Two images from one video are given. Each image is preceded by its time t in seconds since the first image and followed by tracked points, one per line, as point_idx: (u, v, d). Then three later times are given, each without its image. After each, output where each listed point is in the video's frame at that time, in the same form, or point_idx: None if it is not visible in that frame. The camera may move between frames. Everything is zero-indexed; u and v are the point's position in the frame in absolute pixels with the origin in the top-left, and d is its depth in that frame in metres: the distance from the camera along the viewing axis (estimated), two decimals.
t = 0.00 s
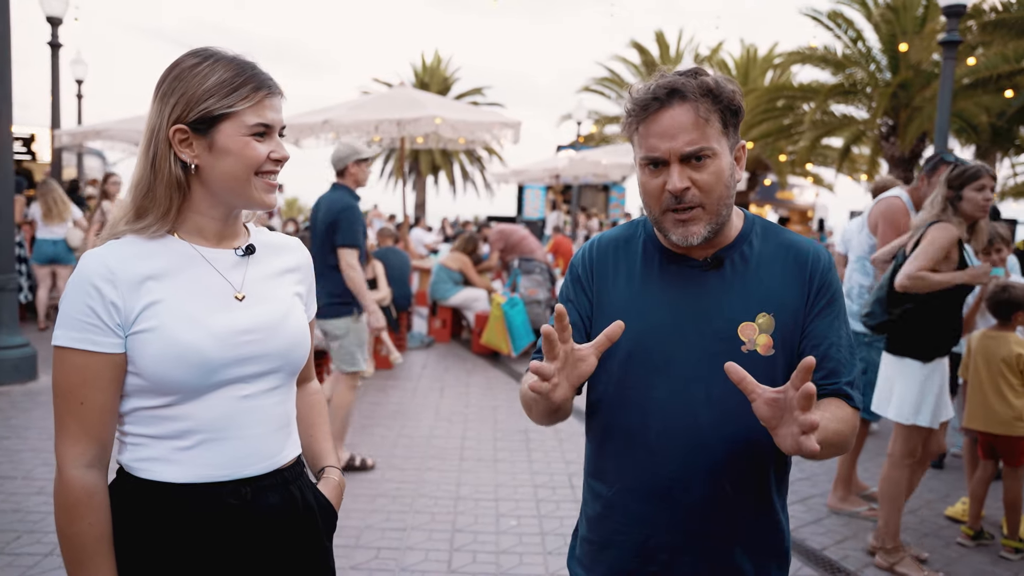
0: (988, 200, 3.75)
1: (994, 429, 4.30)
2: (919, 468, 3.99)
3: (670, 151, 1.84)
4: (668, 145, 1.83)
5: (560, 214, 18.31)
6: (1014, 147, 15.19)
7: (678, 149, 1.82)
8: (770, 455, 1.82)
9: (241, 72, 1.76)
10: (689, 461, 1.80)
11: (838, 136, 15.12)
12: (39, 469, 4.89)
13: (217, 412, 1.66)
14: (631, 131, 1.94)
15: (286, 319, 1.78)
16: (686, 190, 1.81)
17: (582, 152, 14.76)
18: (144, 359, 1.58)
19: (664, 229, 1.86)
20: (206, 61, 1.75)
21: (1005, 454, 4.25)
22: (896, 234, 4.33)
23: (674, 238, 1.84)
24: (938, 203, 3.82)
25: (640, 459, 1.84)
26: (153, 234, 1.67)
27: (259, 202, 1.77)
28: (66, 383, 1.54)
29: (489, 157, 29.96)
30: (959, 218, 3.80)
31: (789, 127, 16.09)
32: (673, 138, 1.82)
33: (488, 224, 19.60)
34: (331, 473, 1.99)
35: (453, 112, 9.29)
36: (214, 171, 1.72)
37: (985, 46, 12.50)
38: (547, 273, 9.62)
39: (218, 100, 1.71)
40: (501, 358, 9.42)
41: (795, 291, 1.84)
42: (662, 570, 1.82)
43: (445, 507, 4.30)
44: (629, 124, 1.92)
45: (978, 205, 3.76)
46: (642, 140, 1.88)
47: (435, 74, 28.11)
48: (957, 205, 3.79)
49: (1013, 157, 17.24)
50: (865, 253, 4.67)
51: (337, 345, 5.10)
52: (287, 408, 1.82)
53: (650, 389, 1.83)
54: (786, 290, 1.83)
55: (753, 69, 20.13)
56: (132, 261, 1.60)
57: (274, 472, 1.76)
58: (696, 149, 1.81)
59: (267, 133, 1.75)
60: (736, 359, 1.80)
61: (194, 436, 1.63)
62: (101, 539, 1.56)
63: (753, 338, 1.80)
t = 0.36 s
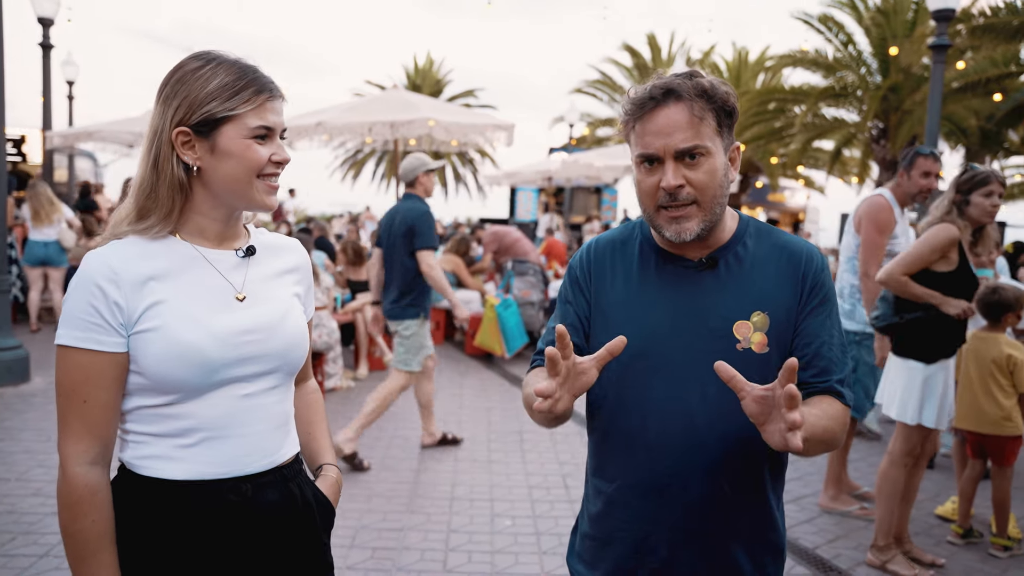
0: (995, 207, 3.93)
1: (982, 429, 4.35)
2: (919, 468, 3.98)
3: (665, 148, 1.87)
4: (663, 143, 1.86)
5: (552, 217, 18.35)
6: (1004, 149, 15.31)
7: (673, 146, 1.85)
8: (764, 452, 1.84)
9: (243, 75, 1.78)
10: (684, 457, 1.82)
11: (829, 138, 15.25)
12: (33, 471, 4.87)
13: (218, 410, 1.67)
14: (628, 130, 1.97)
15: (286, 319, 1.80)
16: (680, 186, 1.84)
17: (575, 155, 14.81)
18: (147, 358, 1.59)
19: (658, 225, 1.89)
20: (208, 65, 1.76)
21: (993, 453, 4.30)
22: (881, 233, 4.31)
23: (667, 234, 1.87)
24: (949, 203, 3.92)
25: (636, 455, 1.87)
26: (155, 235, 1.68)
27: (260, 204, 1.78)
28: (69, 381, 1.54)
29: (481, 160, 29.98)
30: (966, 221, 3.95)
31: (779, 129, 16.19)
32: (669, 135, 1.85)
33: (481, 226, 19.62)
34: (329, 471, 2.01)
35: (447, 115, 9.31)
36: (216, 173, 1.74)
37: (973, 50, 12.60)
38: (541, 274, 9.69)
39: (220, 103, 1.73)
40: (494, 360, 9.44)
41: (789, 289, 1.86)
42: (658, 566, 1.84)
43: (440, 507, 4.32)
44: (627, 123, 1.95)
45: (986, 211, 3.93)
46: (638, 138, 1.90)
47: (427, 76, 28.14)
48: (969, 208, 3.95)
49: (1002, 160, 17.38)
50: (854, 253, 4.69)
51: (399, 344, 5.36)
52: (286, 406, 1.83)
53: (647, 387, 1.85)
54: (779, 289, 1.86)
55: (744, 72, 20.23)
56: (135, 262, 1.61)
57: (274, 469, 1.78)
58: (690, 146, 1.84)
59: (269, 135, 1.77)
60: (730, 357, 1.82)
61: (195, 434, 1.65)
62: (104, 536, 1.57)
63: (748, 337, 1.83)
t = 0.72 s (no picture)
0: (997, 213, 3.97)
1: (976, 429, 4.38)
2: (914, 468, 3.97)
3: (663, 142, 1.90)
4: (660, 136, 1.89)
5: (548, 219, 18.37)
6: (997, 152, 15.37)
7: (669, 139, 1.87)
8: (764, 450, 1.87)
9: (250, 80, 1.80)
10: (686, 456, 1.84)
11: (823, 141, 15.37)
12: (30, 473, 4.86)
13: (227, 411, 1.68)
14: (632, 127, 2.00)
15: (291, 320, 1.81)
16: (674, 178, 1.87)
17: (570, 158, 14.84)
18: (157, 361, 1.60)
19: (653, 218, 1.91)
20: (216, 68, 1.78)
21: (987, 454, 4.33)
22: (873, 233, 4.30)
23: (661, 226, 1.89)
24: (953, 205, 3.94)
25: (637, 454, 1.88)
26: (162, 237, 1.69)
27: (266, 206, 1.80)
28: (80, 384, 1.55)
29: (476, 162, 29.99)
30: (967, 224, 3.98)
31: (774, 132, 16.24)
32: (666, 128, 1.88)
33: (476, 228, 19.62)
34: (330, 468, 2.02)
35: (443, 117, 9.33)
36: (223, 176, 1.75)
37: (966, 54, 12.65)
38: (537, 277, 9.76)
39: (227, 106, 1.74)
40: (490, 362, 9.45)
41: (789, 289, 1.88)
42: (662, 564, 1.85)
43: (438, 509, 4.32)
44: (631, 120, 1.99)
45: (987, 216, 3.97)
46: (639, 133, 1.94)
47: (423, 79, 28.16)
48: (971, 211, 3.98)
49: (994, 164, 17.45)
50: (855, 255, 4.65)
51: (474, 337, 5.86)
52: (291, 407, 1.85)
53: (648, 385, 1.87)
54: (779, 288, 1.87)
55: (739, 75, 20.30)
56: (144, 265, 1.61)
57: (281, 468, 1.79)
58: (685, 139, 1.86)
59: (274, 139, 1.78)
60: (731, 356, 1.83)
61: (204, 435, 1.65)
62: (119, 537, 1.58)
63: (748, 335, 1.84)
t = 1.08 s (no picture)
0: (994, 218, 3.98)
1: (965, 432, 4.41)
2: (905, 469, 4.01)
3: (655, 136, 1.92)
4: (652, 130, 1.91)
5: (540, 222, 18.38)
6: (986, 155, 15.45)
7: (660, 132, 1.90)
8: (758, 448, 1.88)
9: (243, 82, 1.79)
10: (679, 456, 1.85)
11: (815, 144, 15.51)
12: (20, 477, 4.83)
13: (221, 414, 1.67)
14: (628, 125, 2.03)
15: (287, 323, 1.81)
16: (664, 171, 1.88)
17: (563, 161, 14.86)
18: (150, 363, 1.59)
19: (645, 213, 1.93)
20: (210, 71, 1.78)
21: (976, 455, 4.36)
22: (876, 241, 4.29)
23: (652, 220, 1.90)
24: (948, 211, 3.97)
25: (632, 454, 1.89)
26: (157, 240, 1.69)
27: (261, 208, 1.79)
28: (73, 387, 1.55)
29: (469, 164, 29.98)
30: (963, 229, 4.01)
31: (765, 135, 16.30)
32: (658, 122, 1.91)
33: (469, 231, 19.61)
34: (328, 473, 2.01)
35: (436, 120, 9.33)
36: (217, 179, 1.75)
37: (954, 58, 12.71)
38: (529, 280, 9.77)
39: (221, 107, 1.74)
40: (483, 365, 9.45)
41: (783, 288, 1.89)
42: (655, 567, 1.86)
43: (431, 512, 4.32)
44: (628, 118, 2.02)
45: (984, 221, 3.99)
46: (633, 129, 1.97)
47: (415, 81, 28.16)
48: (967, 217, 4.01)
49: (983, 167, 17.54)
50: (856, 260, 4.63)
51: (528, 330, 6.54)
52: (287, 410, 1.84)
53: (642, 383, 1.88)
54: (773, 287, 1.89)
55: (730, 78, 20.39)
56: (137, 268, 1.61)
57: (277, 472, 1.78)
58: (677, 132, 1.88)
59: (268, 140, 1.78)
60: (725, 354, 1.84)
61: (198, 437, 1.65)
62: (111, 540, 1.58)
63: (741, 334, 1.85)
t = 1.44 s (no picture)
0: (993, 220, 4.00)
1: (959, 430, 4.40)
2: (900, 469, 4.02)
3: (658, 133, 1.91)
4: (655, 126, 1.90)
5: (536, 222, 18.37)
6: (980, 156, 15.52)
7: (664, 128, 1.89)
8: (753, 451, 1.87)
9: (237, 80, 1.78)
10: (676, 457, 1.84)
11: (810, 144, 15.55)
12: (14, 476, 4.80)
13: (215, 413, 1.66)
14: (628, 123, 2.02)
15: (284, 322, 1.80)
16: (666, 167, 1.87)
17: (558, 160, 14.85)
18: (143, 362, 1.58)
19: (645, 209, 1.91)
20: (202, 69, 1.76)
21: (970, 454, 4.35)
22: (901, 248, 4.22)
23: (652, 216, 1.89)
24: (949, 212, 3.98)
25: (628, 455, 1.88)
26: (154, 240, 1.68)
27: (258, 207, 1.78)
28: (67, 385, 1.54)
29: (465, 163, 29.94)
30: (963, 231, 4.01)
31: (761, 135, 16.31)
32: (661, 119, 1.90)
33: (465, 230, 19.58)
34: (327, 475, 2.00)
35: (431, 119, 9.31)
36: (212, 178, 1.74)
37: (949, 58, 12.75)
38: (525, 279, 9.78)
39: (215, 106, 1.73)
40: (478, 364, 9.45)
41: (779, 291, 1.88)
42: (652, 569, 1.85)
43: (426, 511, 4.31)
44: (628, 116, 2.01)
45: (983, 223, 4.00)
46: (634, 127, 1.96)
47: (410, 80, 28.11)
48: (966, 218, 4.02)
49: (977, 168, 17.62)
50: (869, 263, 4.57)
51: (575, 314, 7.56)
52: (283, 410, 1.83)
53: (638, 385, 1.87)
54: (769, 290, 1.88)
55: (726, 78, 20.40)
56: (131, 266, 1.60)
57: (272, 473, 1.77)
58: (680, 129, 1.88)
59: (263, 138, 1.77)
60: (721, 357, 1.83)
61: (191, 437, 1.64)
62: (103, 538, 1.56)
63: (738, 336, 1.84)
